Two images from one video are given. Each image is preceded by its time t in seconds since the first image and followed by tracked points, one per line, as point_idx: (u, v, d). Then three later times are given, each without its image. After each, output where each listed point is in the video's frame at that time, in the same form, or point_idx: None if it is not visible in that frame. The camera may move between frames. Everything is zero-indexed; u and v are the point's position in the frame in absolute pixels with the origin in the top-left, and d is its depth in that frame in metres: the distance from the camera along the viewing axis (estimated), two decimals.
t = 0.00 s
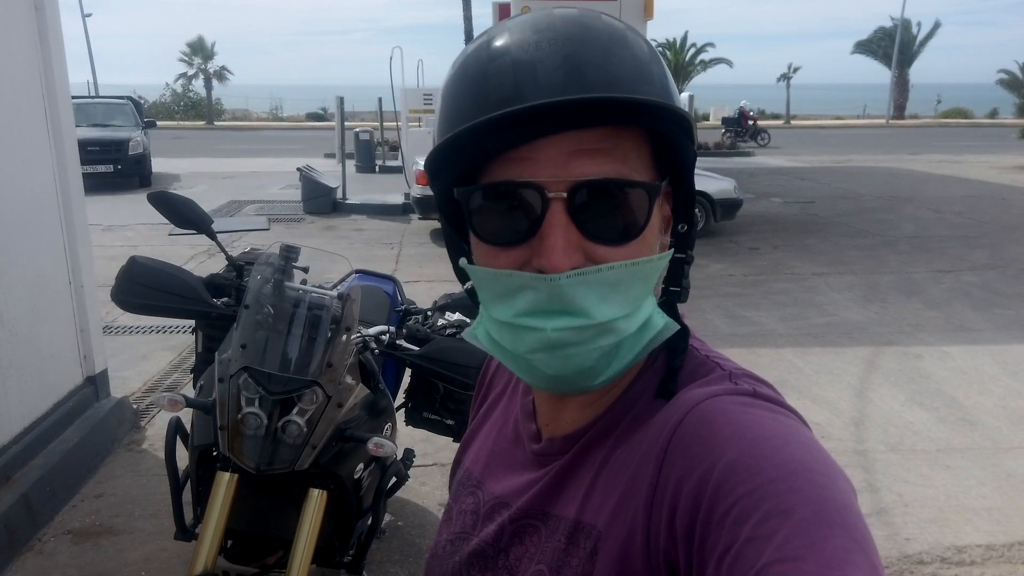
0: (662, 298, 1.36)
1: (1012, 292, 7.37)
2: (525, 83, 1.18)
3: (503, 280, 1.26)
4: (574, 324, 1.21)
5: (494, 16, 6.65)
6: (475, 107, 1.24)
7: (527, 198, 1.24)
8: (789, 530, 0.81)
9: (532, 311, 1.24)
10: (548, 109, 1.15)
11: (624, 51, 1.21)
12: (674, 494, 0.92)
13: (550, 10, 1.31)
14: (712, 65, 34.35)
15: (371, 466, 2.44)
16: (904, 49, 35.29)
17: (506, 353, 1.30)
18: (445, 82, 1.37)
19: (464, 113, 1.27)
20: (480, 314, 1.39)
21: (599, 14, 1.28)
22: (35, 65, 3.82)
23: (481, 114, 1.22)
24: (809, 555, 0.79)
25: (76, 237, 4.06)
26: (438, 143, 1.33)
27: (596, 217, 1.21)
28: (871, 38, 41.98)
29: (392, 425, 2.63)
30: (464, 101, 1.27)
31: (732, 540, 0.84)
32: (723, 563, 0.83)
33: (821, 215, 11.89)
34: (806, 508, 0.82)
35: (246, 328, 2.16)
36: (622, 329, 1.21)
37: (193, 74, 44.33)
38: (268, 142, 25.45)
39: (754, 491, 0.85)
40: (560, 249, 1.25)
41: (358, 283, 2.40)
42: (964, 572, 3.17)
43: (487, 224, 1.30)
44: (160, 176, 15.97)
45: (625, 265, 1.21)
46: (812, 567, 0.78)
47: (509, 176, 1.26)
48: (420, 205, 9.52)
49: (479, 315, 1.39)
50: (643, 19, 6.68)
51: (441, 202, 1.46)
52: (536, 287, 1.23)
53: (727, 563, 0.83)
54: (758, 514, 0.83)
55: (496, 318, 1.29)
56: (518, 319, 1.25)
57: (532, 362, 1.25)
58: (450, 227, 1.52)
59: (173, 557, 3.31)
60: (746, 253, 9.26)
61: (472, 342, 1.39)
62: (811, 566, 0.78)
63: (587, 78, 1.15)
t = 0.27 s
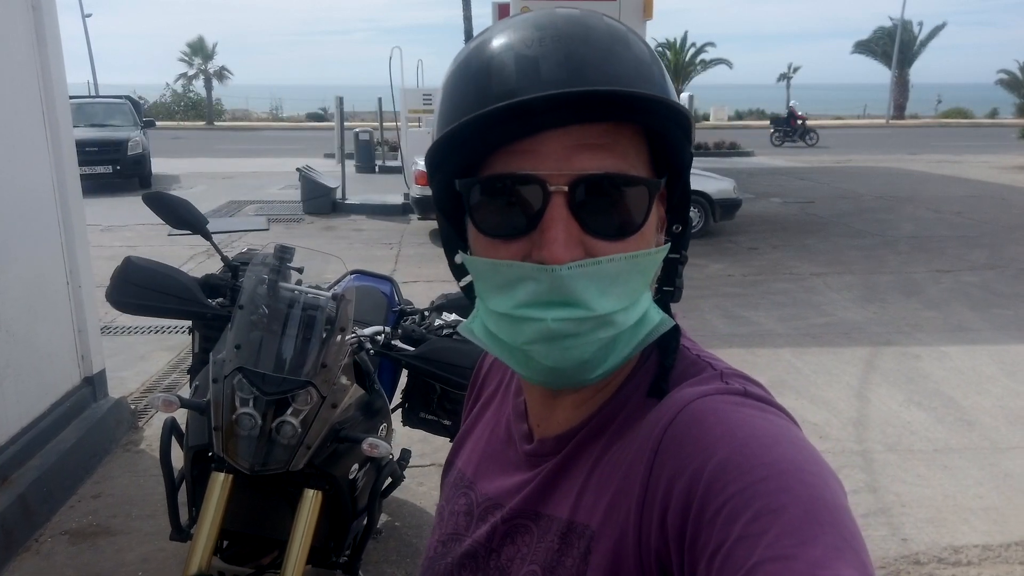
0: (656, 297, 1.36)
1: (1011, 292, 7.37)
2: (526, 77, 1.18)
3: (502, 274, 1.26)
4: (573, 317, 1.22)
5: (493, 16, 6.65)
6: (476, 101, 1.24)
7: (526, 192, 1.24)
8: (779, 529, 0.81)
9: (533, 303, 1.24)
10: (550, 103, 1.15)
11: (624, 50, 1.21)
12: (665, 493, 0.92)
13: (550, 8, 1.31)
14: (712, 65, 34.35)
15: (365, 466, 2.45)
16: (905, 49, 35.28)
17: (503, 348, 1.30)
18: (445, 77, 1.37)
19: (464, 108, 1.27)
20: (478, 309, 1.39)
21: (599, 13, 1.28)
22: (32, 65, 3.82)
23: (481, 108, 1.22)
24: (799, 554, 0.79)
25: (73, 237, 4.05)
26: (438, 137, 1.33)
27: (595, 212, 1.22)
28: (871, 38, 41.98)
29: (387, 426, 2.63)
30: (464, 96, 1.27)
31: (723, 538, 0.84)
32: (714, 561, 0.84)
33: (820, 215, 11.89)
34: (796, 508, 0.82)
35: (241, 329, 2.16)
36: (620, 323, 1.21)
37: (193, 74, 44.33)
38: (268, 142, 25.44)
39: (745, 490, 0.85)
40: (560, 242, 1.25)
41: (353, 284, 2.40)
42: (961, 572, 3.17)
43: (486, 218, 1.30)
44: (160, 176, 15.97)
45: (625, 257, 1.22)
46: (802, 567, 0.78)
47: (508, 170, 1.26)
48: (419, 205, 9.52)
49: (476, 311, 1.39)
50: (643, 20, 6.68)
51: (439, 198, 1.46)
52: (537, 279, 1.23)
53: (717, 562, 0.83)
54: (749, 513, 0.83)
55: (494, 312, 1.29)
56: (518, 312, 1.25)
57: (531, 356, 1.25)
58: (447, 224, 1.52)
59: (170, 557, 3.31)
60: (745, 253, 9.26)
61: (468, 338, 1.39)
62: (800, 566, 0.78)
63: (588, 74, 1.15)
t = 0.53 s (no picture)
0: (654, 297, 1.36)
1: (1011, 293, 7.36)
2: (522, 80, 1.18)
3: (500, 275, 1.26)
4: (571, 318, 1.21)
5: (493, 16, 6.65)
6: (471, 104, 1.24)
7: (523, 194, 1.24)
8: (779, 529, 0.81)
9: (530, 305, 1.24)
10: (546, 104, 1.15)
11: (621, 51, 1.21)
12: (665, 494, 0.92)
13: (546, 10, 1.31)
14: (712, 66, 34.35)
15: (363, 466, 2.44)
16: (904, 50, 35.29)
17: (501, 349, 1.30)
18: (441, 80, 1.36)
19: (460, 109, 1.26)
20: (475, 311, 1.38)
21: (595, 14, 1.28)
22: (31, 67, 3.81)
23: (477, 110, 1.22)
24: (799, 554, 0.79)
25: (72, 237, 4.05)
26: (434, 140, 1.33)
27: (592, 213, 1.21)
28: (871, 38, 41.98)
29: (386, 426, 2.63)
30: (460, 98, 1.27)
31: (723, 538, 0.83)
32: (716, 561, 0.83)
33: (820, 215, 11.89)
34: (796, 507, 0.82)
35: (238, 329, 2.16)
36: (618, 323, 1.21)
37: (193, 74, 44.32)
38: (268, 142, 25.43)
39: (744, 490, 0.85)
40: (557, 243, 1.25)
41: (351, 284, 2.39)
42: (960, 573, 3.17)
43: (482, 219, 1.30)
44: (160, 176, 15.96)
45: (622, 258, 1.22)
46: (802, 566, 0.77)
47: (506, 172, 1.25)
48: (419, 205, 9.52)
49: (474, 312, 1.39)
50: (642, 20, 6.68)
51: (436, 200, 1.46)
52: (534, 280, 1.23)
53: (718, 562, 0.83)
54: (748, 513, 0.83)
55: (492, 313, 1.29)
56: (515, 314, 1.25)
57: (528, 357, 1.25)
58: (444, 225, 1.51)
59: (168, 558, 3.31)
60: (745, 253, 9.26)
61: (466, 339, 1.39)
62: (800, 565, 0.78)
63: (584, 75, 1.15)
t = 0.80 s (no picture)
0: (657, 294, 1.36)
1: (1011, 293, 7.36)
2: (525, 76, 1.18)
3: (503, 271, 1.26)
4: (574, 315, 1.21)
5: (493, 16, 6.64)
6: (474, 100, 1.24)
7: (526, 190, 1.23)
8: (787, 523, 0.81)
9: (533, 301, 1.24)
10: (549, 101, 1.15)
11: (624, 48, 1.21)
12: (672, 489, 0.92)
13: (549, 6, 1.30)
14: (712, 66, 34.33)
15: (364, 466, 2.44)
16: (904, 50, 35.28)
17: (504, 345, 1.30)
18: (444, 76, 1.36)
19: (463, 106, 1.26)
20: (478, 307, 1.38)
21: (598, 11, 1.27)
22: (31, 66, 3.81)
23: (480, 107, 1.22)
24: (807, 548, 0.79)
25: (72, 237, 4.05)
26: (437, 136, 1.33)
27: (595, 209, 1.21)
28: (871, 38, 41.97)
29: (386, 426, 2.63)
30: (463, 95, 1.27)
31: (730, 533, 0.84)
32: (723, 556, 0.83)
33: (820, 215, 11.88)
34: (804, 501, 0.82)
35: (239, 328, 2.15)
36: (621, 320, 1.21)
37: (193, 73, 44.29)
38: (268, 142, 25.43)
39: (751, 485, 0.85)
40: (560, 239, 1.25)
41: (351, 284, 2.39)
42: (960, 573, 3.17)
43: (485, 216, 1.30)
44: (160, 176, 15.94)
45: (626, 255, 1.22)
46: (811, 560, 0.78)
47: (509, 168, 1.25)
48: (419, 205, 9.51)
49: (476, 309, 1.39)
50: (643, 20, 6.68)
51: (439, 197, 1.46)
52: (538, 277, 1.23)
53: (725, 557, 0.83)
54: (756, 508, 0.83)
55: (495, 310, 1.29)
56: (519, 310, 1.25)
57: (532, 354, 1.25)
58: (447, 222, 1.51)
59: (169, 557, 3.31)
60: (745, 253, 9.25)
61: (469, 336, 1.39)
62: (808, 558, 0.78)
63: (588, 72, 1.15)
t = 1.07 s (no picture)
0: (660, 287, 1.36)
1: (1012, 292, 7.35)
2: (528, 69, 1.18)
3: (506, 266, 1.26)
4: (578, 309, 1.21)
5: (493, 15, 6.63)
6: (478, 95, 1.24)
7: (529, 184, 1.23)
8: (791, 513, 0.81)
9: (536, 295, 1.24)
10: (553, 94, 1.15)
11: (627, 42, 1.20)
12: (675, 480, 0.92)
13: None
14: (712, 66, 34.30)
15: (365, 464, 2.44)
16: (905, 50, 35.26)
17: (508, 339, 1.29)
18: (447, 70, 1.36)
19: (466, 100, 1.26)
20: (481, 302, 1.38)
21: (601, 4, 1.27)
22: (31, 64, 3.81)
23: (483, 101, 1.22)
24: (810, 539, 0.79)
25: (72, 235, 4.05)
26: (440, 131, 1.33)
27: (599, 203, 1.21)
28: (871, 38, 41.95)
29: (387, 423, 2.63)
30: (466, 89, 1.27)
31: (734, 524, 0.84)
32: (727, 548, 0.84)
33: (820, 215, 11.87)
34: (807, 492, 0.82)
35: (240, 325, 2.15)
36: (624, 314, 1.21)
37: (193, 73, 44.25)
38: (268, 142, 25.42)
39: (754, 476, 0.85)
40: (564, 233, 1.25)
41: (352, 281, 2.39)
42: (961, 571, 3.17)
43: (489, 210, 1.30)
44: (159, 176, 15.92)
45: (629, 249, 1.21)
46: (814, 551, 0.78)
47: (513, 162, 1.25)
48: (419, 205, 9.50)
49: (480, 304, 1.39)
50: (643, 19, 6.67)
51: (442, 191, 1.46)
52: (541, 271, 1.23)
53: (729, 548, 0.83)
54: (759, 498, 0.83)
55: (499, 304, 1.29)
56: (523, 304, 1.25)
57: (535, 348, 1.25)
58: (450, 217, 1.51)
59: (169, 556, 3.31)
60: (746, 253, 9.25)
61: (473, 330, 1.39)
62: (812, 549, 0.78)
63: (590, 65, 1.15)
